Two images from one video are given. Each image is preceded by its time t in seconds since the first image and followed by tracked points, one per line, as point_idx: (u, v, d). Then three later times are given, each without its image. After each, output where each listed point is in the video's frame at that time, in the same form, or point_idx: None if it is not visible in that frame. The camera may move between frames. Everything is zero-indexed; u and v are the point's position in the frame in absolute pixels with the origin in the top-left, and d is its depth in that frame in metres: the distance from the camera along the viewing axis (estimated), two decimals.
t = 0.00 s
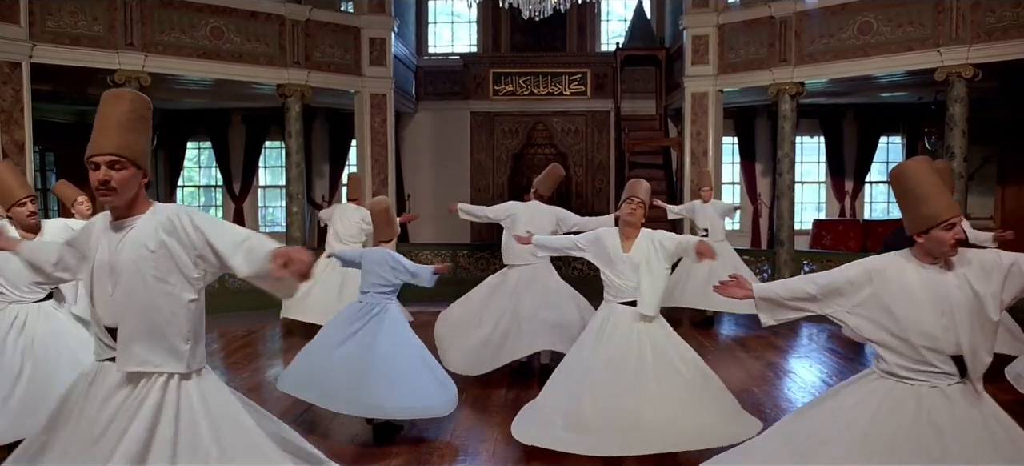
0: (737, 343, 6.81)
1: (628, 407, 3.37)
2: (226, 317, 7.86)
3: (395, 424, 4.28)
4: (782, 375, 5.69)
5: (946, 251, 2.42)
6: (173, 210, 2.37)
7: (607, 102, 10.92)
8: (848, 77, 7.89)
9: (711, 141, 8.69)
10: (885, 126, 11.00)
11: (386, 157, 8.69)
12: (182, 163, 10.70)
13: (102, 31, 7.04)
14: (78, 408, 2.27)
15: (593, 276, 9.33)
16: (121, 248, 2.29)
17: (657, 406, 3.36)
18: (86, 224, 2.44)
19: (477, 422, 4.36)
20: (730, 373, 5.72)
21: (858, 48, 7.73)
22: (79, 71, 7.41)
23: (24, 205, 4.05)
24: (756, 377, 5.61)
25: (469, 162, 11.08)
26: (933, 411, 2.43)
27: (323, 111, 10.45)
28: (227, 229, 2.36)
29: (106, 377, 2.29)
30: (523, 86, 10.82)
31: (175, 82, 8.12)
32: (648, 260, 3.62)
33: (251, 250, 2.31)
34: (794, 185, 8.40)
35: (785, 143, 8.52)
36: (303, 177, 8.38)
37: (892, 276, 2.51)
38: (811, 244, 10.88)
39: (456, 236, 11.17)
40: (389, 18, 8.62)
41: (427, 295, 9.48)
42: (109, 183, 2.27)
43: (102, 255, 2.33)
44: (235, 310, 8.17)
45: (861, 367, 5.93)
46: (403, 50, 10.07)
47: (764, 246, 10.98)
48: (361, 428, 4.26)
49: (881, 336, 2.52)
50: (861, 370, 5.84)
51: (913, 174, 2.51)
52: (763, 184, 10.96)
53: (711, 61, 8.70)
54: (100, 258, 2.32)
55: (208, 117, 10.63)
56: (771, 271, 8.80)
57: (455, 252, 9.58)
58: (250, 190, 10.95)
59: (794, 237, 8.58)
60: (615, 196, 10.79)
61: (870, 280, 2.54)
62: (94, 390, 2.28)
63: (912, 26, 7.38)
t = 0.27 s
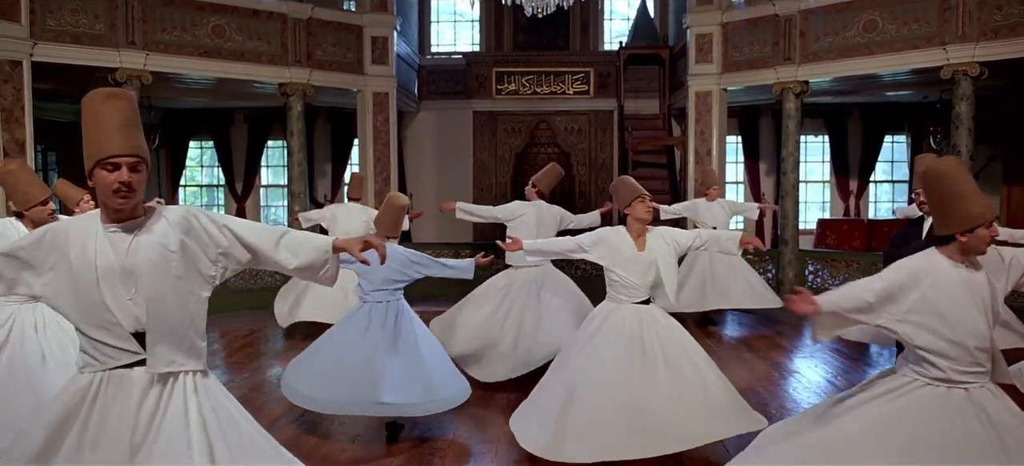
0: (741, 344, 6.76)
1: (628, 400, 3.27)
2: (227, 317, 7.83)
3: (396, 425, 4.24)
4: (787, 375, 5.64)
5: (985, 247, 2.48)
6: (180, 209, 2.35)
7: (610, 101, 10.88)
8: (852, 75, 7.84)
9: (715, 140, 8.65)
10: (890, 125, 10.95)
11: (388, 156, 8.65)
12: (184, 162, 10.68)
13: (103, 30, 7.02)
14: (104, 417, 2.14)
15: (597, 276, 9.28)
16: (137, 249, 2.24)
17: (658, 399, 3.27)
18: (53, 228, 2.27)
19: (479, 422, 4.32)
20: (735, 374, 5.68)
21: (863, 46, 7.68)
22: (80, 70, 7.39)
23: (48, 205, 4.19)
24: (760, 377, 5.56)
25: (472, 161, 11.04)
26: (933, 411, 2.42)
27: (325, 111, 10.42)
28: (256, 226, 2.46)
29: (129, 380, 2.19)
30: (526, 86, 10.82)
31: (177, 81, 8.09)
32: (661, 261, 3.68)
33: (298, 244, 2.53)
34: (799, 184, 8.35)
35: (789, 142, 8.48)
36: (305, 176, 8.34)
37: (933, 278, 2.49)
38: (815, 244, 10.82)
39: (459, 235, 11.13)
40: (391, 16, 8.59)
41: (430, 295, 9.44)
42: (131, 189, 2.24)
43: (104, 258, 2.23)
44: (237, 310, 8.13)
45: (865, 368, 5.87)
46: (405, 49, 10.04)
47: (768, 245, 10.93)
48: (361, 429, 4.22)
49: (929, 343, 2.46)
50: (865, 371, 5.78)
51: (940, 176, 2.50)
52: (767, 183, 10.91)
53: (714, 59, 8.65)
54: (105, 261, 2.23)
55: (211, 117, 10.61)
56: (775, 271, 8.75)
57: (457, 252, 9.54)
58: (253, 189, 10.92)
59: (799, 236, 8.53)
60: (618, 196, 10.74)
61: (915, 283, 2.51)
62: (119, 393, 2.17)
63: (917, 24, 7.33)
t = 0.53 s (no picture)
0: (747, 343, 6.72)
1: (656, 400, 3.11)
2: (230, 316, 7.80)
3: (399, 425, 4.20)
4: (793, 375, 5.60)
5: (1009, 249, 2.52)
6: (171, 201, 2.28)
7: (614, 99, 10.83)
8: (859, 73, 7.79)
9: (720, 138, 8.59)
10: (896, 124, 10.88)
11: (392, 155, 8.62)
12: (188, 161, 10.66)
13: (105, 28, 6.99)
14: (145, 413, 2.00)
15: (601, 275, 9.24)
16: (152, 242, 2.16)
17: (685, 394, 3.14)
18: (52, 221, 2.06)
19: (483, 422, 4.27)
20: (741, 373, 5.63)
21: (870, 43, 7.61)
22: (83, 68, 7.37)
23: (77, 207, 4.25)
24: (766, 377, 5.52)
25: (476, 160, 11.00)
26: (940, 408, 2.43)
27: (328, 110, 10.39)
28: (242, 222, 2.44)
29: (160, 375, 2.08)
30: (530, 84, 10.68)
31: (180, 79, 8.06)
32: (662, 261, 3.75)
33: (284, 239, 2.49)
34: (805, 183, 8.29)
35: (795, 140, 8.43)
36: (307, 175, 8.31)
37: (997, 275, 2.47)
38: (821, 243, 10.77)
39: (462, 234, 11.10)
40: (394, 14, 8.55)
41: (433, 294, 9.42)
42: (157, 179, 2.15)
43: (121, 250, 2.09)
44: (240, 309, 8.11)
45: (870, 368, 5.82)
46: (408, 47, 10.00)
47: (773, 245, 10.88)
48: (364, 429, 4.18)
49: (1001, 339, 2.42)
50: (871, 370, 5.73)
51: (1005, 172, 2.46)
52: (772, 182, 10.86)
53: (720, 57, 8.59)
54: (126, 254, 2.09)
55: (214, 116, 10.59)
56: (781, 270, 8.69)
57: (461, 251, 9.50)
58: (256, 188, 10.90)
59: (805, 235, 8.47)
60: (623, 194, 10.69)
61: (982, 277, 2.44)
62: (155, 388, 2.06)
63: (925, 21, 7.26)
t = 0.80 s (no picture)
0: (751, 343, 6.67)
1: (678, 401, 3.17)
2: (232, 316, 7.77)
3: (400, 425, 4.17)
4: (798, 375, 5.56)
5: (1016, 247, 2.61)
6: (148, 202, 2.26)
7: (617, 98, 10.79)
8: (864, 71, 7.74)
9: (724, 137, 8.55)
10: (901, 123, 10.83)
11: (394, 154, 8.58)
12: (190, 161, 10.63)
13: (106, 26, 6.97)
14: (190, 417, 2.02)
15: (604, 274, 9.20)
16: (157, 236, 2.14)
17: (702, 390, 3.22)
18: (79, 214, 1.95)
19: (486, 422, 4.24)
20: (745, 373, 5.59)
21: (875, 41, 7.56)
22: (84, 67, 7.34)
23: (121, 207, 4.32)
24: (771, 377, 5.48)
25: (479, 159, 10.96)
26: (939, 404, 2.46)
27: (331, 109, 10.36)
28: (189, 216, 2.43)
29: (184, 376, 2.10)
30: (533, 83, 10.76)
31: (182, 78, 8.04)
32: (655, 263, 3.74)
33: (223, 232, 2.50)
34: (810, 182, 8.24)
35: (800, 139, 8.38)
36: (309, 174, 8.28)
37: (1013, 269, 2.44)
38: (826, 243, 10.72)
39: (465, 234, 11.06)
40: (397, 12, 8.52)
41: (436, 294, 9.38)
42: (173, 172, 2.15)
43: (143, 245, 2.04)
44: (242, 308, 8.09)
45: (875, 367, 5.80)
46: (411, 46, 9.97)
47: (778, 244, 10.82)
48: (365, 429, 4.15)
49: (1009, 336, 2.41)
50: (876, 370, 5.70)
51: None
52: (777, 181, 10.81)
53: (724, 55, 8.54)
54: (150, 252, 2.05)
55: (216, 115, 10.57)
56: (786, 270, 8.64)
57: (464, 250, 9.46)
58: (258, 188, 10.88)
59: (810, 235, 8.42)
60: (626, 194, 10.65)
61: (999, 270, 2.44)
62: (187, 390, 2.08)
63: (931, 18, 7.21)
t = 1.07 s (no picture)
0: (757, 342, 6.63)
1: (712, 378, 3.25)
2: (234, 315, 7.74)
3: (403, 425, 4.13)
4: (804, 374, 5.51)
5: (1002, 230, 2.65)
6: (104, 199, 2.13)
7: (622, 97, 10.76)
8: (870, 69, 7.69)
9: (729, 136, 8.50)
10: (907, 122, 10.77)
11: (398, 153, 8.56)
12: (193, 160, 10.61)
13: (109, 24, 6.96)
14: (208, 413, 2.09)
15: (608, 273, 9.16)
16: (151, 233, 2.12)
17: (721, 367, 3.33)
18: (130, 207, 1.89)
19: (489, 422, 4.19)
20: (751, 373, 5.55)
21: (882, 39, 7.52)
22: (87, 66, 7.33)
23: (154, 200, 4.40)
24: (777, 377, 5.43)
25: (483, 158, 10.93)
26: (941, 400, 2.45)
27: (335, 108, 10.34)
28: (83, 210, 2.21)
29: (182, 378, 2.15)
30: (537, 82, 10.76)
31: (186, 77, 8.03)
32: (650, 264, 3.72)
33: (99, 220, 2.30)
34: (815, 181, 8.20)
35: (805, 138, 8.34)
36: (313, 173, 8.26)
37: None
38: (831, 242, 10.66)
39: (469, 233, 11.02)
40: (401, 11, 8.49)
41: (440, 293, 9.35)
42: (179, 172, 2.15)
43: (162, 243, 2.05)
44: (244, 307, 8.06)
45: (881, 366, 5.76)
46: (415, 45, 9.95)
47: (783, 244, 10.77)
48: (367, 429, 4.11)
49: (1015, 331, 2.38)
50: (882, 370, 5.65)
51: None
52: (782, 180, 10.76)
53: (729, 54, 8.50)
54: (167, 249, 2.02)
55: (220, 114, 10.55)
56: (791, 270, 8.59)
57: (467, 249, 9.43)
58: (262, 187, 10.87)
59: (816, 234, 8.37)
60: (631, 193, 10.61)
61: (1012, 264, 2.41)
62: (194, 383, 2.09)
63: (938, 16, 7.16)
